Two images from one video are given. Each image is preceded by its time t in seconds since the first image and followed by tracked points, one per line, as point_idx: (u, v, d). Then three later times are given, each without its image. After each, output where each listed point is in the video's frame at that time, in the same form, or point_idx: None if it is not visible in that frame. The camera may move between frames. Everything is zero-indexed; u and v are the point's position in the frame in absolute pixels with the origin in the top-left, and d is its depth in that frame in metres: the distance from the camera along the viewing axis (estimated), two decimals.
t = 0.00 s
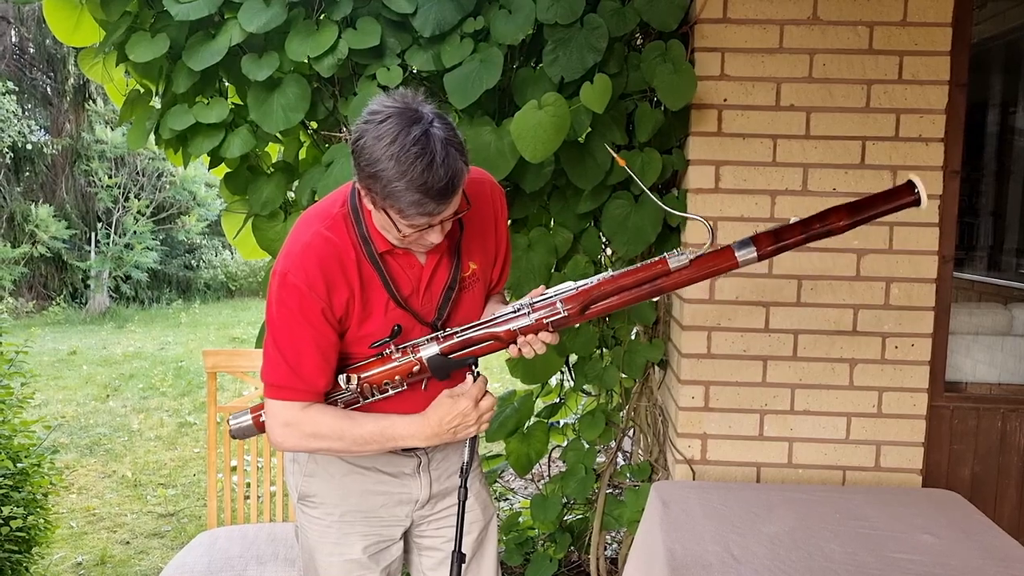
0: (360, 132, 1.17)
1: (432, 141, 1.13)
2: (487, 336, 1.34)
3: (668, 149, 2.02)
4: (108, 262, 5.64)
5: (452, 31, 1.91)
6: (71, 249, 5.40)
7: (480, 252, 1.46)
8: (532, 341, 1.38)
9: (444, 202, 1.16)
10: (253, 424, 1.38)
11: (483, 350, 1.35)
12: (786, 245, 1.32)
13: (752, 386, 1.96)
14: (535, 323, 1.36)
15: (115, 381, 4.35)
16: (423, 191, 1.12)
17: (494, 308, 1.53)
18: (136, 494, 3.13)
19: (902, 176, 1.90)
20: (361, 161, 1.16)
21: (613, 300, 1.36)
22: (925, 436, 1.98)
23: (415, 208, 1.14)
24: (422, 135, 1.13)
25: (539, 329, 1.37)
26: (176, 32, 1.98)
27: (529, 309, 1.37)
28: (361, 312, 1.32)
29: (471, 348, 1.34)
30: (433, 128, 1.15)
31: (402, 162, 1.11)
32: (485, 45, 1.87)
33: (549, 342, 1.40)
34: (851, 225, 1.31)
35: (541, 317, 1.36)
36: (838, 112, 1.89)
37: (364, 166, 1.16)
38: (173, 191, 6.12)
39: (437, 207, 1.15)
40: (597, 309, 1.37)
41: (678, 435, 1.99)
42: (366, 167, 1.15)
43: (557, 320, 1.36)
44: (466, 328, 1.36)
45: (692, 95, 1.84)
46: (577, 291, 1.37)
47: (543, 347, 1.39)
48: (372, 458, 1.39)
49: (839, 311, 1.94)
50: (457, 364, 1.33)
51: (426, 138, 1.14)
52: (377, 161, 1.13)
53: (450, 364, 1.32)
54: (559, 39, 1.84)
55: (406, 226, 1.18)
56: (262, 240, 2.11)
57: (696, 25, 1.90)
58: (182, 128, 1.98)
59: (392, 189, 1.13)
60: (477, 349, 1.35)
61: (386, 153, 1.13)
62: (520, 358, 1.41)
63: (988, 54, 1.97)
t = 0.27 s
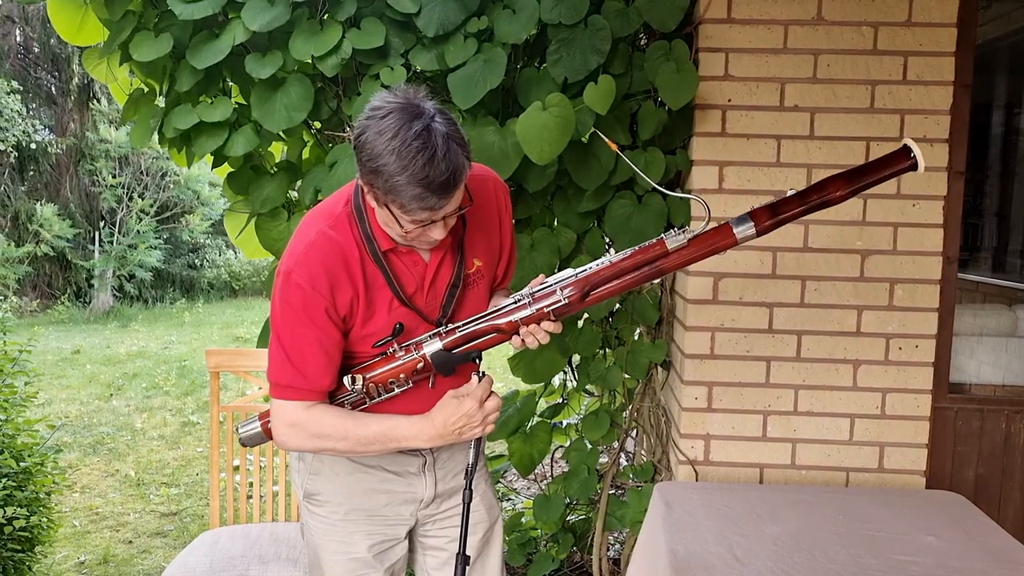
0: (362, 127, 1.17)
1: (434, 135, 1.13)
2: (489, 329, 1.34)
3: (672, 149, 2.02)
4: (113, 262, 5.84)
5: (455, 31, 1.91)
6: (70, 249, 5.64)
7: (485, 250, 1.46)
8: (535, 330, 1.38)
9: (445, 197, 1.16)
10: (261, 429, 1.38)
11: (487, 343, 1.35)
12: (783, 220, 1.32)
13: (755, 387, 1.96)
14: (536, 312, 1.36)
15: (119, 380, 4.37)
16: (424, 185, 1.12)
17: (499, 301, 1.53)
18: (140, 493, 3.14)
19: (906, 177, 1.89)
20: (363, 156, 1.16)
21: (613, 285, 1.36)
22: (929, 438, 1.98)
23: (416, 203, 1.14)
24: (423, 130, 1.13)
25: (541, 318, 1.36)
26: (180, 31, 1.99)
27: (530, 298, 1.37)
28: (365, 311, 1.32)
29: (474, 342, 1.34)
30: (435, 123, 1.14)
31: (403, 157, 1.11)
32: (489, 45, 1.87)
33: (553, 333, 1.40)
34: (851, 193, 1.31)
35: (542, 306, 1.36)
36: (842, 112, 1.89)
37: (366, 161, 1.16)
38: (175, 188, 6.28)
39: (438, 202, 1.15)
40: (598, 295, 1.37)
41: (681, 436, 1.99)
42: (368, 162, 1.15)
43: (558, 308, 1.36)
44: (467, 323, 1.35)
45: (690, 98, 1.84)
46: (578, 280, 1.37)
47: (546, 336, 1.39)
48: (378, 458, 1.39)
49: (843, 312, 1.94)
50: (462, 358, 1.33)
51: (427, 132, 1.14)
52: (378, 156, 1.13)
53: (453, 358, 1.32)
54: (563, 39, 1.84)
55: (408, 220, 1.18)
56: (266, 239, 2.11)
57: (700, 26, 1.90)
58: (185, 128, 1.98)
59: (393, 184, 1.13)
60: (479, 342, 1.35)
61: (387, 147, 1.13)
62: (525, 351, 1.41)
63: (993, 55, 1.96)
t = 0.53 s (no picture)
0: (365, 129, 1.17)
1: (436, 139, 1.13)
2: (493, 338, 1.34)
3: (674, 149, 2.02)
4: (115, 262, 5.88)
5: (457, 31, 1.90)
6: (71, 249, 5.68)
7: (488, 252, 1.45)
8: (539, 342, 1.38)
9: (447, 201, 1.15)
10: (259, 420, 1.38)
11: (489, 351, 1.35)
12: (795, 247, 1.32)
13: (757, 388, 1.96)
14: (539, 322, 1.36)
15: (120, 380, 4.38)
16: (426, 189, 1.12)
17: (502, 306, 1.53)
18: (141, 493, 3.14)
19: (909, 177, 1.89)
20: (366, 158, 1.16)
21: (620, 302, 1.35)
22: (932, 439, 1.97)
23: (417, 207, 1.14)
24: (426, 133, 1.13)
25: (545, 330, 1.36)
26: (182, 31, 1.99)
27: (536, 309, 1.37)
28: (367, 313, 1.32)
29: (477, 348, 1.34)
30: (438, 127, 1.14)
31: (405, 160, 1.11)
32: (491, 45, 1.87)
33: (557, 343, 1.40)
34: (863, 224, 1.31)
35: (547, 317, 1.35)
36: (844, 112, 1.89)
37: (368, 163, 1.16)
38: (177, 188, 6.34)
39: (440, 206, 1.15)
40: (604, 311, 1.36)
41: (683, 436, 1.98)
42: (370, 165, 1.15)
43: (563, 321, 1.36)
44: (470, 330, 1.35)
45: (696, 95, 1.84)
46: (585, 293, 1.36)
47: (549, 347, 1.39)
48: (380, 457, 1.39)
49: (845, 312, 1.93)
50: (464, 364, 1.33)
51: (430, 136, 1.14)
52: (381, 158, 1.13)
53: (455, 364, 1.32)
54: (565, 39, 1.84)
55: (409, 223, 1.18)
56: (268, 239, 2.11)
57: (702, 25, 1.89)
58: (187, 128, 1.99)
59: (395, 187, 1.13)
60: (483, 350, 1.35)
61: (390, 150, 1.13)
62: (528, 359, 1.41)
63: (996, 55, 1.96)
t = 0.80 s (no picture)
0: (371, 130, 1.17)
1: (441, 140, 1.13)
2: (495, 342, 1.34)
3: (677, 151, 2.02)
4: (118, 262, 5.98)
5: (460, 32, 1.90)
6: (74, 249, 5.74)
7: (493, 254, 1.45)
8: (542, 346, 1.37)
9: (451, 202, 1.15)
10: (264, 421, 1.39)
11: (492, 354, 1.35)
12: (797, 253, 1.33)
13: (760, 390, 1.96)
14: (543, 326, 1.36)
15: (123, 380, 4.39)
16: (430, 190, 1.12)
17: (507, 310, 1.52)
18: (144, 493, 3.14)
19: (912, 179, 1.89)
20: (371, 158, 1.16)
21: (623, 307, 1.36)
22: (935, 441, 1.97)
23: (422, 208, 1.14)
24: (431, 134, 1.13)
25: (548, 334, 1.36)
26: (185, 33, 1.99)
27: (539, 313, 1.37)
28: (371, 313, 1.32)
29: (480, 351, 1.34)
30: (443, 128, 1.14)
31: (410, 161, 1.11)
32: (494, 46, 1.87)
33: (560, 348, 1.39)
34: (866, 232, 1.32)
35: (550, 321, 1.36)
36: (847, 114, 1.88)
37: (373, 163, 1.16)
38: (181, 188, 6.36)
39: (444, 207, 1.15)
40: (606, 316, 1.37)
41: (685, 438, 1.98)
42: (375, 165, 1.15)
43: (566, 325, 1.36)
44: (474, 333, 1.35)
45: (699, 97, 1.84)
46: (588, 298, 1.36)
47: (552, 351, 1.38)
48: (384, 458, 1.39)
49: (848, 314, 1.93)
50: (467, 367, 1.31)
51: (436, 137, 1.14)
52: (386, 159, 1.13)
53: (458, 366, 1.30)
54: (568, 40, 1.84)
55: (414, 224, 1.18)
56: (271, 240, 2.10)
57: (705, 27, 1.89)
58: (191, 129, 1.99)
59: (399, 187, 1.13)
60: (485, 352, 1.35)
61: (395, 151, 1.13)
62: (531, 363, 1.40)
63: (1000, 57, 1.95)
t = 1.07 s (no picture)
0: (377, 131, 1.17)
1: (447, 141, 1.13)
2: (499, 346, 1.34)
3: (681, 153, 2.01)
4: (123, 263, 6.03)
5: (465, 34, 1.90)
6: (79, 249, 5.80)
7: (499, 255, 1.45)
8: (546, 352, 1.37)
9: (456, 203, 1.16)
10: (268, 413, 1.39)
11: (497, 358, 1.35)
12: (809, 275, 1.32)
13: (764, 392, 1.96)
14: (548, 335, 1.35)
15: (127, 381, 4.39)
16: (435, 190, 1.12)
17: (513, 314, 1.51)
18: (148, 494, 3.15)
19: (917, 181, 1.88)
20: (377, 160, 1.17)
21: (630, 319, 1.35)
22: (939, 443, 1.97)
23: (427, 209, 1.14)
24: (436, 135, 1.13)
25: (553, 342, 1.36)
26: (191, 34, 1.99)
27: (545, 320, 1.37)
28: (377, 313, 1.33)
29: (485, 355, 1.35)
30: (449, 129, 1.15)
31: (415, 161, 1.12)
32: (499, 48, 1.87)
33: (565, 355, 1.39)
34: (878, 257, 1.31)
35: (555, 330, 1.35)
36: (852, 116, 1.88)
37: (378, 164, 1.16)
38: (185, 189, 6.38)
39: (449, 208, 1.15)
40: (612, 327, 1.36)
41: (689, 440, 1.98)
42: (381, 166, 1.16)
43: (572, 334, 1.36)
44: (480, 336, 1.35)
45: (702, 99, 1.83)
46: (595, 307, 1.36)
47: (557, 358, 1.38)
48: (390, 458, 1.40)
49: (852, 316, 1.93)
50: (472, 369, 1.31)
51: (441, 138, 1.14)
52: (391, 160, 1.14)
53: (463, 369, 1.31)
54: (572, 42, 1.84)
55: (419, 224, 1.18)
56: (275, 241, 2.10)
57: (710, 29, 1.90)
58: (196, 131, 1.99)
59: (405, 188, 1.13)
60: (490, 356, 1.35)
61: (400, 152, 1.13)
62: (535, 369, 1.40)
63: (1004, 59, 1.95)
